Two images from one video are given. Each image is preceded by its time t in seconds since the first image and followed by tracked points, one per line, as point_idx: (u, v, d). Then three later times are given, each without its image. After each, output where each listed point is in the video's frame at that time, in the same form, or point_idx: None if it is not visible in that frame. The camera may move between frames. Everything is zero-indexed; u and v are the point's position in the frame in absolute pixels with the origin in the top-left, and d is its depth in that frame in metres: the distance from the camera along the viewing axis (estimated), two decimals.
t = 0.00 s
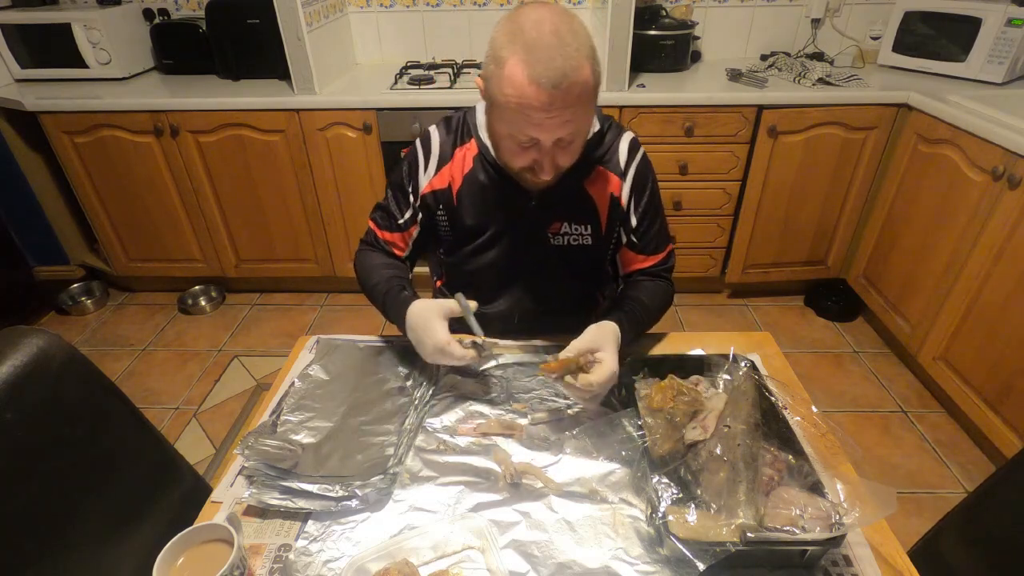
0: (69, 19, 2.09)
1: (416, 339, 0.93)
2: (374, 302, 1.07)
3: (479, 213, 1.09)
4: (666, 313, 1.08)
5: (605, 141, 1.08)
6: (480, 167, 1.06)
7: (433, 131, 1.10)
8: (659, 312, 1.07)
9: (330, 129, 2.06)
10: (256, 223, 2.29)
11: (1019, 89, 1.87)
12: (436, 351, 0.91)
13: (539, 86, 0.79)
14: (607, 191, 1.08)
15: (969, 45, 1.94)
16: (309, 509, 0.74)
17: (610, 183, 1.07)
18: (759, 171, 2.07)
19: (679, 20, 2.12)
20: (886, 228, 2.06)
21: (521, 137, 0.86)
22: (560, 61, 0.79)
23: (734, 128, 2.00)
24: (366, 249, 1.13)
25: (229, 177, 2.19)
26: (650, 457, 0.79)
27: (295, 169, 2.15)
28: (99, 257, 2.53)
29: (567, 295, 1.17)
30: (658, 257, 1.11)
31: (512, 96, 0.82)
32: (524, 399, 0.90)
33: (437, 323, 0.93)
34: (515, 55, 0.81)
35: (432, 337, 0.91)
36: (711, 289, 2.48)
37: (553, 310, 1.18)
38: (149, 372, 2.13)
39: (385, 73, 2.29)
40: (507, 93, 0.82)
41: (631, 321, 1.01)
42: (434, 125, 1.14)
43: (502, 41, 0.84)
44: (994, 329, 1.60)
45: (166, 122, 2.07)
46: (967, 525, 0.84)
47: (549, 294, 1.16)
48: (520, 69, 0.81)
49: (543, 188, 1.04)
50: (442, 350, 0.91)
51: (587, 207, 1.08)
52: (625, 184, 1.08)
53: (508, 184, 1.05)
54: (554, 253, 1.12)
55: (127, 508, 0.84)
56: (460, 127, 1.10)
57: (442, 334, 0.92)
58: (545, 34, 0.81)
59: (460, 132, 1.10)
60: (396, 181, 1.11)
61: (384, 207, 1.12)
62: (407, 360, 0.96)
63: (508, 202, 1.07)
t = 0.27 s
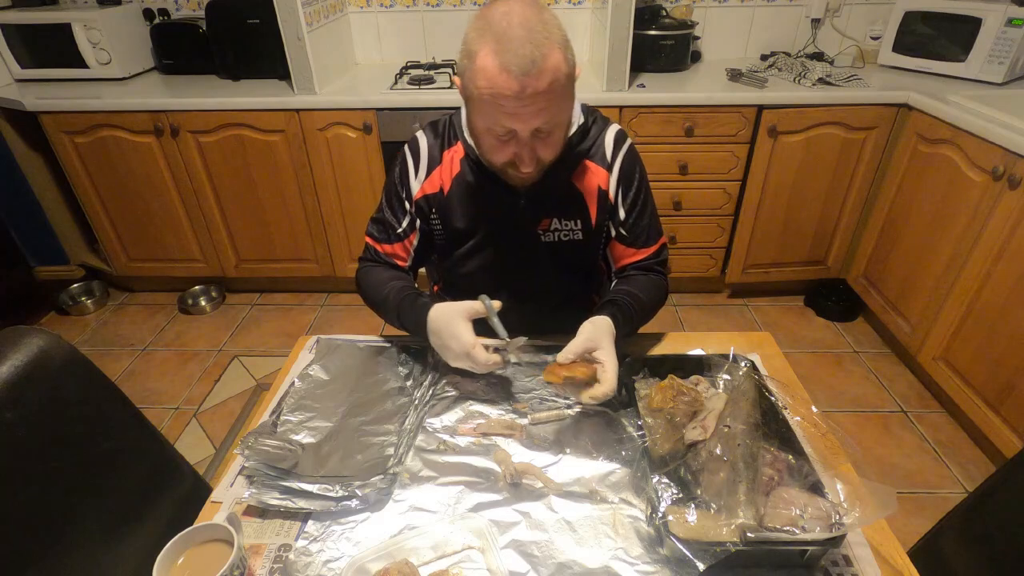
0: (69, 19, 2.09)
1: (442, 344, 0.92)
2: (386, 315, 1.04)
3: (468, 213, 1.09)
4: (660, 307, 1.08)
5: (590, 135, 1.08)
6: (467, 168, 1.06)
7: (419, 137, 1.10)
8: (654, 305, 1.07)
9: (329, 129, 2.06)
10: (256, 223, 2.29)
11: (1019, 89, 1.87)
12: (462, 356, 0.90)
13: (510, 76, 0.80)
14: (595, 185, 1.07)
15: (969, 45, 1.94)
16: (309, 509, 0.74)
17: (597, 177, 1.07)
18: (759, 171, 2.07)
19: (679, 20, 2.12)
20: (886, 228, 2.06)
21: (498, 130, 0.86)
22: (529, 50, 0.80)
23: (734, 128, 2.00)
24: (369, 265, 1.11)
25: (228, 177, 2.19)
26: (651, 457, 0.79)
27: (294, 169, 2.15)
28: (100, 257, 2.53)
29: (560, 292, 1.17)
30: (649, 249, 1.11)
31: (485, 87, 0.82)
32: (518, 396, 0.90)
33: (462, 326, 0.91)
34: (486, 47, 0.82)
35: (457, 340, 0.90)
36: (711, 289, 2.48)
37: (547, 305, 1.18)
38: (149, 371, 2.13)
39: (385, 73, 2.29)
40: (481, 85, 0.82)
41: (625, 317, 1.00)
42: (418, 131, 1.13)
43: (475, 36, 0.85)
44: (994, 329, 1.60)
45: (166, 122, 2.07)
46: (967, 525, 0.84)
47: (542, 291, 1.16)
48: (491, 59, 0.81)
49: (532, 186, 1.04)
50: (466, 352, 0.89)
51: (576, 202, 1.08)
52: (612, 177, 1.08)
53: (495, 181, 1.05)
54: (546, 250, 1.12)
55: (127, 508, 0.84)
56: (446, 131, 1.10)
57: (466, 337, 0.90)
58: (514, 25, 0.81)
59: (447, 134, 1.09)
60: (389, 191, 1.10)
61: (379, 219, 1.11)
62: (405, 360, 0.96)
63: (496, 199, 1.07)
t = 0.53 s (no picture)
0: (69, 19, 2.09)
1: (459, 347, 0.91)
2: (395, 319, 1.03)
3: (465, 213, 1.09)
4: (657, 306, 1.08)
5: (586, 134, 1.08)
6: (461, 167, 1.05)
7: (417, 137, 1.10)
8: (652, 304, 1.07)
9: (329, 129, 2.07)
10: (256, 223, 2.29)
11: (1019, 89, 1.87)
12: (477, 361, 0.89)
13: (500, 73, 0.80)
14: (591, 185, 1.07)
15: (969, 45, 1.94)
16: (309, 509, 0.74)
17: (593, 177, 1.07)
18: (759, 171, 2.07)
19: (679, 20, 2.12)
20: (886, 228, 2.06)
21: (490, 129, 0.86)
22: (518, 47, 0.80)
23: (734, 128, 2.00)
24: (372, 270, 1.10)
25: (228, 177, 2.19)
26: (651, 457, 0.79)
27: (294, 169, 2.15)
28: (100, 257, 2.53)
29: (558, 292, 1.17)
30: (645, 248, 1.11)
31: (475, 85, 0.82)
32: (517, 397, 0.90)
33: (480, 328, 0.91)
34: (475, 46, 0.82)
35: (471, 342, 0.89)
36: (711, 289, 2.48)
37: (543, 305, 1.18)
38: (149, 372, 2.13)
39: (385, 73, 2.29)
40: (471, 84, 0.82)
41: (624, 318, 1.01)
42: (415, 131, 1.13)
43: (464, 35, 0.85)
44: (994, 329, 1.60)
45: (166, 122, 2.07)
46: (967, 525, 0.84)
47: (539, 289, 1.17)
48: (480, 57, 0.81)
49: (528, 185, 1.04)
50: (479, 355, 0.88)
51: (572, 202, 1.07)
52: (607, 176, 1.08)
53: (490, 181, 1.05)
54: (542, 250, 1.12)
55: (127, 509, 0.84)
56: (443, 130, 1.10)
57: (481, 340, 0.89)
58: (502, 22, 0.82)
59: (444, 134, 1.09)
60: (388, 192, 1.10)
61: (380, 221, 1.10)
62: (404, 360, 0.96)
63: (492, 199, 1.07)
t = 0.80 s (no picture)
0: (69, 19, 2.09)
1: (465, 347, 0.91)
2: (402, 319, 1.03)
3: (468, 213, 1.09)
4: (659, 307, 1.08)
5: (591, 136, 1.08)
6: (467, 167, 1.06)
7: (422, 134, 1.09)
8: (654, 306, 1.07)
9: (329, 129, 2.06)
10: (256, 223, 2.29)
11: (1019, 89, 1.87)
12: (484, 364, 0.89)
13: (512, 74, 0.80)
14: (595, 186, 1.08)
15: (969, 45, 1.94)
16: (309, 509, 0.74)
17: (598, 178, 1.07)
18: (759, 171, 2.07)
19: (679, 20, 2.12)
20: (886, 228, 2.06)
21: (498, 129, 0.86)
22: (530, 48, 0.80)
23: (734, 128, 2.00)
24: (377, 270, 1.09)
25: (228, 177, 2.19)
26: (651, 457, 0.79)
27: (294, 169, 2.15)
28: (100, 257, 2.53)
29: (560, 293, 1.17)
30: (649, 250, 1.11)
31: (486, 85, 0.82)
32: (520, 397, 0.90)
33: (488, 330, 0.91)
34: (487, 45, 0.82)
35: (479, 344, 0.89)
36: (711, 289, 2.48)
37: (546, 306, 1.18)
38: (149, 372, 2.13)
39: (385, 73, 2.28)
40: (481, 83, 0.82)
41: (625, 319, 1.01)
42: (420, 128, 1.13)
43: (475, 34, 0.85)
44: (994, 329, 1.60)
45: (166, 122, 2.07)
46: (967, 526, 0.84)
47: (542, 290, 1.16)
48: (492, 58, 0.81)
49: (531, 186, 1.04)
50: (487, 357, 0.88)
51: (576, 203, 1.08)
52: (612, 178, 1.08)
53: (495, 182, 1.06)
54: (545, 251, 1.12)
55: (128, 509, 0.84)
56: (448, 128, 1.10)
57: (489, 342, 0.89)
58: (515, 23, 0.82)
59: (449, 132, 1.09)
60: (393, 189, 1.09)
61: (384, 219, 1.09)
62: (405, 360, 0.95)
63: (496, 200, 1.07)
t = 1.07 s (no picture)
0: (69, 19, 2.09)
1: (467, 347, 0.91)
2: (404, 317, 1.04)
3: (473, 213, 1.09)
4: (663, 309, 1.08)
5: (597, 137, 1.08)
6: (473, 167, 1.06)
7: (427, 132, 1.09)
8: (657, 308, 1.07)
9: (330, 129, 2.07)
10: (256, 223, 2.29)
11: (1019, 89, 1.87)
12: (485, 362, 0.89)
13: (527, 75, 0.80)
14: (600, 188, 1.08)
15: (969, 45, 1.94)
16: (309, 509, 0.74)
17: (603, 180, 1.08)
18: (759, 171, 2.07)
19: (679, 20, 2.12)
20: (886, 228, 2.06)
21: (510, 130, 0.86)
22: (547, 50, 0.80)
23: (734, 128, 2.00)
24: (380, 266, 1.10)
25: (228, 176, 2.19)
26: (650, 457, 0.79)
27: (294, 169, 2.15)
28: (100, 257, 2.53)
29: (563, 293, 1.17)
30: (653, 252, 1.11)
31: (500, 86, 0.82)
32: (519, 397, 0.90)
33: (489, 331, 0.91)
34: (502, 45, 0.82)
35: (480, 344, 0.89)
36: (711, 289, 2.48)
37: (548, 307, 1.18)
38: (149, 372, 2.13)
39: (385, 73, 2.29)
40: (495, 83, 0.82)
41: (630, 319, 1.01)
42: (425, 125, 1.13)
43: (490, 33, 0.85)
44: (994, 329, 1.60)
45: (166, 122, 2.07)
46: (967, 526, 0.84)
47: (545, 291, 1.16)
48: (507, 58, 0.81)
49: (537, 187, 1.04)
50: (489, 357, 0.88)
51: (580, 204, 1.08)
52: (618, 180, 1.08)
53: (501, 183, 1.06)
54: (550, 252, 1.12)
55: (127, 509, 0.84)
56: (454, 126, 1.10)
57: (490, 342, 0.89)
58: (532, 24, 0.82)
59: (454, 130, 1.09)
60: (397, 186, 1.09)
61: (388, 216, 1.09)
62: (406, 360, 0.95)
63: (501, 201, 1.07)
